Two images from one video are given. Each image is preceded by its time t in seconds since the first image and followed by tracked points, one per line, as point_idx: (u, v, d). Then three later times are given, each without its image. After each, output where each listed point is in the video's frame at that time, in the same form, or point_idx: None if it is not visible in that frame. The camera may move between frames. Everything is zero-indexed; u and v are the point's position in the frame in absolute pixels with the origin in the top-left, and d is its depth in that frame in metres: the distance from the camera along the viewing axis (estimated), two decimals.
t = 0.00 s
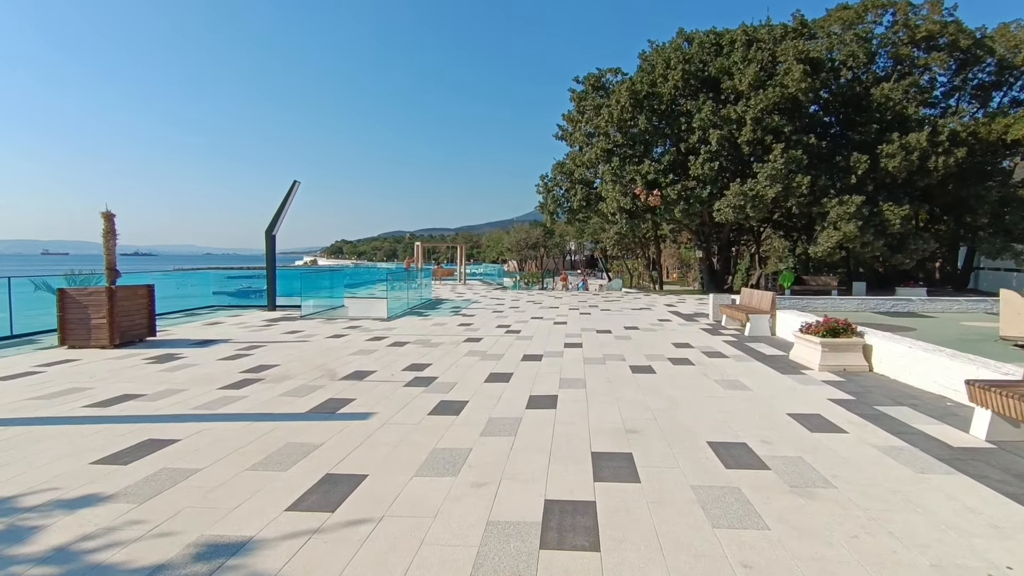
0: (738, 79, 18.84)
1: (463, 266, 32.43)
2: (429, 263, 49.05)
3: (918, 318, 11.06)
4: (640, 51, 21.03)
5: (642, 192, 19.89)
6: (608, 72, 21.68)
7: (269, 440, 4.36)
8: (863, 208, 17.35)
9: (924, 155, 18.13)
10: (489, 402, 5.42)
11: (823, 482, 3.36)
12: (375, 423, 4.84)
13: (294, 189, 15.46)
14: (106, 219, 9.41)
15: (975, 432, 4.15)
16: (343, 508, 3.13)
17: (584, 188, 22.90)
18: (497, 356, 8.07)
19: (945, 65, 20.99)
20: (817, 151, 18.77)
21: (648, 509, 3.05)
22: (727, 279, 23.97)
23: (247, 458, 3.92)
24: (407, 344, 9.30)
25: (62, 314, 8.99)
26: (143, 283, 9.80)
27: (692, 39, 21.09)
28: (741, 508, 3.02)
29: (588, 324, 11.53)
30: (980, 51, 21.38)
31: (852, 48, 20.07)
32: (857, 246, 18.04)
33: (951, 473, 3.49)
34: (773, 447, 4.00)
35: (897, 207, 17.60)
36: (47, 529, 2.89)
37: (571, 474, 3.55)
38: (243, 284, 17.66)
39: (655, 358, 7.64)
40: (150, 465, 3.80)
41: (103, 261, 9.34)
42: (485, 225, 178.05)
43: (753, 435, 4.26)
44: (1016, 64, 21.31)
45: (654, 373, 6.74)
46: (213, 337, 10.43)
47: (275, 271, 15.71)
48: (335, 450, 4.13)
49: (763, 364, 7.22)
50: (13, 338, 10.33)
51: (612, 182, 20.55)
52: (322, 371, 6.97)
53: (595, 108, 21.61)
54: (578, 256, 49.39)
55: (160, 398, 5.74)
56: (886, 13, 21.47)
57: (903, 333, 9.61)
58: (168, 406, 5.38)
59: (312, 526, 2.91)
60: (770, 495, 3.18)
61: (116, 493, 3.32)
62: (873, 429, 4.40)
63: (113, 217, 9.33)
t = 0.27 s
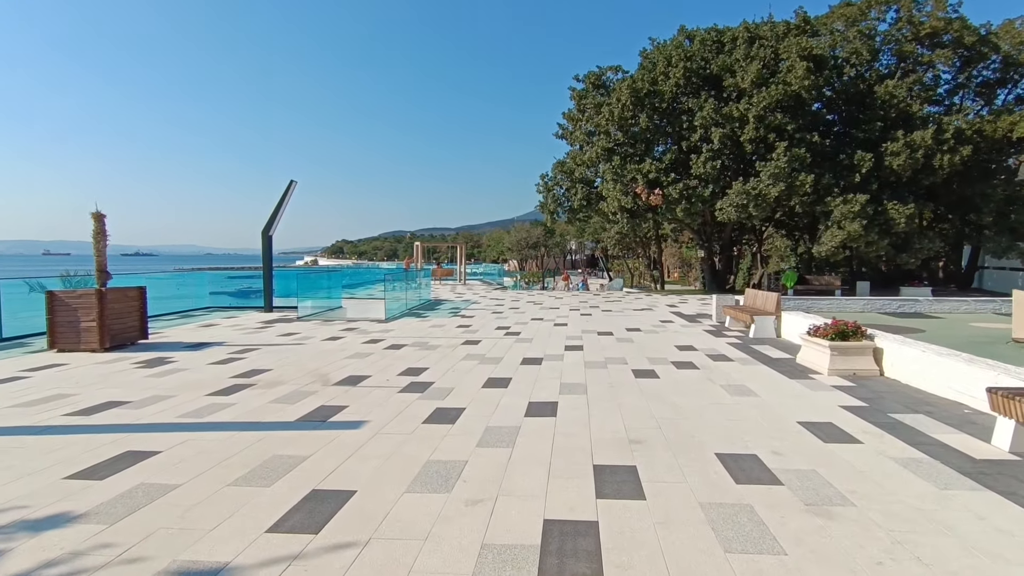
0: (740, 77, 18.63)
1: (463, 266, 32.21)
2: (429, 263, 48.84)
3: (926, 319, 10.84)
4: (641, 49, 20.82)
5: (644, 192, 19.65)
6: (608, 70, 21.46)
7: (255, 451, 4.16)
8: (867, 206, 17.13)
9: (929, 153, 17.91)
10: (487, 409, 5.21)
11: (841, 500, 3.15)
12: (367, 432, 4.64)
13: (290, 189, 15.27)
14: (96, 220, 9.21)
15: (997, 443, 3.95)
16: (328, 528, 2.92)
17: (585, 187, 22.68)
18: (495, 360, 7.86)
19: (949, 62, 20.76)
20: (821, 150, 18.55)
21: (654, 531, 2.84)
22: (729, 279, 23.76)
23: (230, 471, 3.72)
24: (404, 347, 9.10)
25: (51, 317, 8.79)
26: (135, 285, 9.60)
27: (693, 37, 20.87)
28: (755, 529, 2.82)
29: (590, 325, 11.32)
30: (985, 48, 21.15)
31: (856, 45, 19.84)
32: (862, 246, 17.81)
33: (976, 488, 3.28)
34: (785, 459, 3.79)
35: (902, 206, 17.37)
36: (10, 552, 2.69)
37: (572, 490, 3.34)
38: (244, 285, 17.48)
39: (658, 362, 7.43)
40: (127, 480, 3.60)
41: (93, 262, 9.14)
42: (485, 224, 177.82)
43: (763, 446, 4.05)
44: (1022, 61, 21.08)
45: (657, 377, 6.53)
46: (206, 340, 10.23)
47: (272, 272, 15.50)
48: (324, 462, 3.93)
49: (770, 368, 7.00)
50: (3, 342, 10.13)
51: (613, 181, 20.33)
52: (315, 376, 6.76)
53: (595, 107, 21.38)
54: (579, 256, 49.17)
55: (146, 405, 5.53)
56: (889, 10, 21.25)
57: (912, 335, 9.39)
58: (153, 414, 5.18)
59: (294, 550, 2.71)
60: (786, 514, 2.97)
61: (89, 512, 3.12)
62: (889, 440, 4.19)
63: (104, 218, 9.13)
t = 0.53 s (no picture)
0: (743, 74, 18.41)
1: (463, 266, 31.99)
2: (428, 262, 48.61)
3: (935, 318, 10.62)
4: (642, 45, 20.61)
5: (645, 190, 19.43)
6: (609, 66, 21.23)
7: (241, 457, 3.93)
8: (872, 204, 16.90)
9: (934, 151, 17.67)
10: (485, 413, 4.98)
11: (866, 512, 2.93)
12: (360, 437, 4.41)
13: (287, 187, 15.07)
14: (85, 217, 8.99)
15: None
16: (312, 544, 2.70)
17: (586, 186, 22.46)
18: (495, 361, 7.63)
19: (954, 59, 20.53)
20: (825, 147, 18.33)
21: (666, 547, 2.62)
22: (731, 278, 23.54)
23: (212, 479, 3.49)
24: (401, 347, 8.88)
25: (40, 317, 8.57)
26: (126, 284, 9.38)
27: (695, 34, 20.66)
28: (775, 545, 2.60)
29: (591, 325, 11.10)
30: (990, 44, 20.93)
31: (860, 41, 19.62)
32: (866, 244, 17.57)
33: (1008, 499, 3.06)
34: (802, 467, 3.56)
35: (907, 204, 17.15)
36: None
37: (576, 501, 3.12)
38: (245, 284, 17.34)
39: (663, 363, 7.19)
40: (101, 489, 3.37)
41: (82, 261, 8.92)
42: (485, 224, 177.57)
43: (778, 452, 3.82)
44: None
45: (662, 379, 6.31)
46: (200, 340, 10.02)
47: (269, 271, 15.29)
48: (312, 469, 3.70)
49: (779, 368, 6.77)
50: None
51: (614, 179, 20.10)
52: (308, 377, 6.54)
53: (596, 104, 21.16)
54: (579, 255, 48.93)
55: (130, 409, 5.31)
56: (893, 7, 21.03)
57: (922, 334, 9.17)
58: (137, 417, 4.96)
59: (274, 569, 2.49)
60: (808, 528, 2.75)
61: (55, 526, 2.90)
62: (911, 445, 3.96)
63: (93, 215, 8.91)
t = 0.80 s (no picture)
0: (746, 72, 18.17)
1: (462, 266, 31.71)
2: (428, 262, 48.29)
3: (944, 320, 10.41)
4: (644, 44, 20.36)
5: (647, 189, 19.18)
6: (610, 65, 20.99)
7: (224, 473, 3.69)
8: (877, 204, 16.66)
9: (940, 150, 17.44)
10: (485, 423, 4.75)
11: (899, 539, 2.69)
12: (352, 450, 4.17)
13: (284, 186, 14.84)
14: (74, 218, 8.74)
15: None
16: None
17: (587, 185, 22.21)
18: (495, 366, 7.39)
19: (959, 57, 20.27)
20: (829, 146, 18.10)
21: None
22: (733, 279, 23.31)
23: (191, 500, 3.25)
24: (399, 352, 8.63)
25: (27, 320, 8.33)
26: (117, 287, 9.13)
27: (697, 31, 20.42)
28: None
29: (594, 327, 10.86)
30: (995, 42, 20.70)
31: (864, 39, 19.37)
32: (872, 245, 17.33)
33: None
34: (824, 486, 3.32)
35: (913, 204, 16.92)
36: None
37: (584, 526, 2.88)
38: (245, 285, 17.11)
39: (669, 368, 6.96)
40: (72, 511, 3.13)
41: (71, 262, 8.68)
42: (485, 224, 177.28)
43: (798, 469, 3.58)
44: None
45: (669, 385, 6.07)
46: (192, 344, 9.77)
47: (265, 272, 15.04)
48: (300, 488, 3.46)
49: (789, 375, 6.53)
50: None
51: (615, 179, 19.87)
52: (300, 383, 6.29)
53: (597, 102, 20.90)
54: (579, 255, 48.61)
55: (112, 419, 5.07)
56: (897, 4, 20.78)
57: (933, 338, 8.92)
58: (119, 428, 4.71)
59: None
60: (838, 559, 2.51)
61: (16, 555, 2.66)
62: (937, 460, 3.72)
63: (83, 216, 8.67)
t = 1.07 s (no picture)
0: (748, 69, 17.97)
1: (462, 266, 31.50)
2: (427, 262, 48.06)
3: (951, 321, 10.21)
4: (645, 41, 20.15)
5: (648, 188, 19.00)
6: (611, 62, 20.78)
7: (204, 485, 3.48)
8: (881, 203, 16.46)
9: (945, 148, 17.22)
10: (482, 431, 4.53)
11: (927, 561, 2.48)
12: (342, 459, 3.96)
13: (280, 184, 14.65)
14: (62, 216, 8.54)
15: None
16: None
17: (587, 184, 22.01)
18: (493, 369, 7.17)
19: (964, 54, 20.03)
20: (832, 145, 17.90)
21: None
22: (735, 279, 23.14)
23: (167, 516, 3.05)
24: (395, 353, 8.42)
25: (13, 321, 8.12)
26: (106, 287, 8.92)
27: (699, 29, 20.21)
28: None
29: (594, 328, 10.65)
30: (999, 40, 20.47)
31: (867, 36, 19.13)
32: (876, 245, 17.12)
33: None
34: (842, 501, 3.11)
35: (917, 202, 16.72)
36: None
37: (585, 547, 2.67)
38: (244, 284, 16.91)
39: (672, 371, 6.74)
40: (37, 528, 2.92)
41: (59, 262, 8.47)
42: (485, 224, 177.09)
43: (813, 482, 3.37)
44: None
45: (673, 390, 5.87)
46: (184, 345, 9.56)
47: (261, 272, 14.83)
48: (284, 501, 3.25)
49: (797, 378, 6.32)
50: None
51: (616, 178, 19.65)
52: (291, 387, 6.07)
53: (598, 100, 20.69)
54: (580, 255, 48.46)
55: (93, 424, 4.86)
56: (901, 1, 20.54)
57: (943, 339, 8.70)
58: (98, 435, 4.51)
59: None
60: None
61: None
62: (960, 470, 3.51)
63: (71, 214, 8.46)
